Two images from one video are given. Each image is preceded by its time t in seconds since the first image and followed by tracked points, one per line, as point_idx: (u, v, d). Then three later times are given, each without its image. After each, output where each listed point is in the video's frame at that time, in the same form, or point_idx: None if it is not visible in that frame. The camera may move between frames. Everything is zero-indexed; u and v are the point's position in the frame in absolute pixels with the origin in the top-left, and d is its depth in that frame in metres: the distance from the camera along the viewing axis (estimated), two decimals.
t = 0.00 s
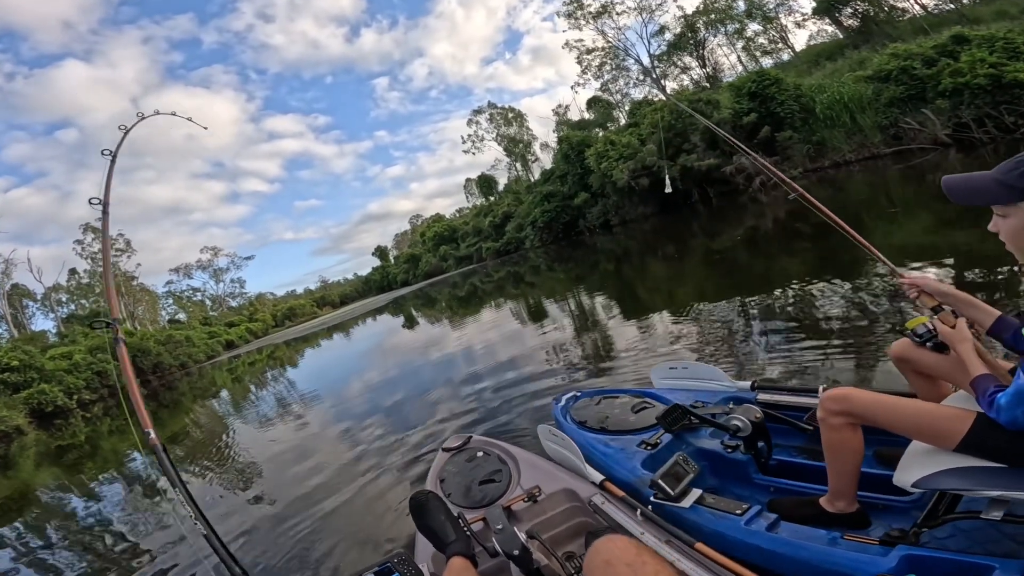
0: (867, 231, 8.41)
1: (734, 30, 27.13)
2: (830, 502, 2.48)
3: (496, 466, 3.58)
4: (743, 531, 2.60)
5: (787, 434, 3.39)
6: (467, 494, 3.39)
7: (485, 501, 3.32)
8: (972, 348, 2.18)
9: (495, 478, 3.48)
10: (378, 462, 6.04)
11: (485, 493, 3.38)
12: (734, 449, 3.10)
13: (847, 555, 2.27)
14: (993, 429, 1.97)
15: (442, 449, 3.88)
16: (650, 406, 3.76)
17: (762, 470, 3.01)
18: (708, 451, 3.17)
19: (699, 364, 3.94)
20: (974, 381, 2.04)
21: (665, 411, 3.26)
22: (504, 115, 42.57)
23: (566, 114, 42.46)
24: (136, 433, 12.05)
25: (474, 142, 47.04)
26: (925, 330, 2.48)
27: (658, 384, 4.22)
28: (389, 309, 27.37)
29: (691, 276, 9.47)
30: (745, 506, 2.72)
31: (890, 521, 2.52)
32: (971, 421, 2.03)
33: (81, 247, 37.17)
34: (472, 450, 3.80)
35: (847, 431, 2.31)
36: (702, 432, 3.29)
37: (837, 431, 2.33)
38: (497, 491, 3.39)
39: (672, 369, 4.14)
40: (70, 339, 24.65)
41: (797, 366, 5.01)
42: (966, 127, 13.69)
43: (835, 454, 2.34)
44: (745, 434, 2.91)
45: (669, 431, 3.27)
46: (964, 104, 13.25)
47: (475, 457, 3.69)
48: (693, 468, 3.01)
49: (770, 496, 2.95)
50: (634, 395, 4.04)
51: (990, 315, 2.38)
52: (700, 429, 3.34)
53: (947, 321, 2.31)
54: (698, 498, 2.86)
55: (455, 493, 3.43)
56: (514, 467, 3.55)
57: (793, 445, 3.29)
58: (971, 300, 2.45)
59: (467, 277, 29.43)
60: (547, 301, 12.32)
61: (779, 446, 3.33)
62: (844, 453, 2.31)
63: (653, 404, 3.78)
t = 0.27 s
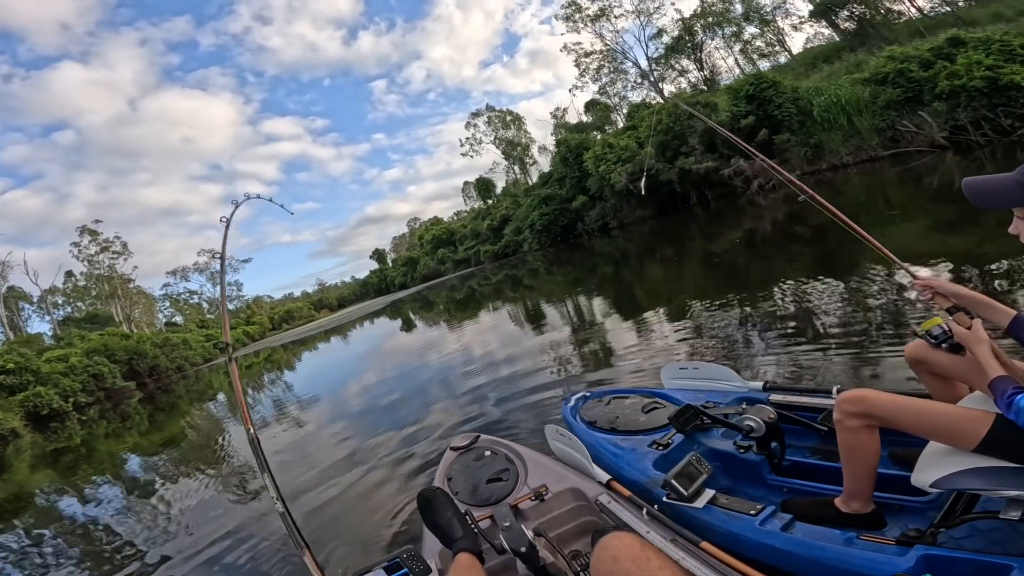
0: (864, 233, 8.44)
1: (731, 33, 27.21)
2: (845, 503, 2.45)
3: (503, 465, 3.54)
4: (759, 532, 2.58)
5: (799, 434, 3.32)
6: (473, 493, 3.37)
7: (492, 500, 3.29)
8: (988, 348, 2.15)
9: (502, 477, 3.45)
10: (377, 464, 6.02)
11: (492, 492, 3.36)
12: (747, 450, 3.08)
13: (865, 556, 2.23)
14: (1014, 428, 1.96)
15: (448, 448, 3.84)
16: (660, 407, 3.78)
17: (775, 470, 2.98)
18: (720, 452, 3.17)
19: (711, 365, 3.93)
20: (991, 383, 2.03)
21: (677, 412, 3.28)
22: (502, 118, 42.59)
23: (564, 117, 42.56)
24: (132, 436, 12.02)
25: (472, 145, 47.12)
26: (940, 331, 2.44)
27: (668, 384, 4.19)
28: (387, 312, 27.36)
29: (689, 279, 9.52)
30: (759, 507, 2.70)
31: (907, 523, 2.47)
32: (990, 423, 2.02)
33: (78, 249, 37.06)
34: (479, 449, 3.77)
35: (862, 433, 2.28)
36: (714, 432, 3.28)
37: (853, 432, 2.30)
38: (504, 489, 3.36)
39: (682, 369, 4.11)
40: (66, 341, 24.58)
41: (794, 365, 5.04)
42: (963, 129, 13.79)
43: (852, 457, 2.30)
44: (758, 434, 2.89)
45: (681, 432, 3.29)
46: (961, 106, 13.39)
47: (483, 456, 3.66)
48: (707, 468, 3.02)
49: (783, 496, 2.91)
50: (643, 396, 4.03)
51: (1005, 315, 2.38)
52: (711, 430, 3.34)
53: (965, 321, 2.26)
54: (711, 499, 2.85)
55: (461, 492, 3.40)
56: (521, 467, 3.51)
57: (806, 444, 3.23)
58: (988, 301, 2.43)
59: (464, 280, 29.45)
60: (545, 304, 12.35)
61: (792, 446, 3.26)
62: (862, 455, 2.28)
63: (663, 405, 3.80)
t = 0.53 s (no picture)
0: (862, 237, 8.45)
1: (728, 37, 27.27)
2: (858, 507, 2.43)
3: (505, 465, 3.52)
4: (769, 538, 2.53)
5: (809, 437, 3.27)
6: (474, 493, 3.35)
7: (493, 500, 3.28)
8: (1008, 352, 2.14)
9: (504, 477, 3.43)
10: (373, 468, 5.97)
11: (493, 491, 3.35)
12: (756, 454, 2.98)
13: (880, 563, 2.20)
14: None
15: (451, 447, 3.78)
16: (666, 409, 3.71)
17: (786, 474, 2.90)
18: (728, 456, 3.07)
19: (719, 366, 3.90)
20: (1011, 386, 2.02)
21: (684, 415, 3.17)
22: (500, 122, 42.62)
23: (562, 121, 42.64)
24: (127, 439, 11.96)
25: (470, 149, 47.19)
26: (960, 333, 2.34)
27: (676, 386, 4.18)
28: (385, 315, 27.34)
29: (687, 282, 9.53)
30: (770, 513, 2.65)
31: (922, 528, 2.43)
32: (1010, 427, 1.99)
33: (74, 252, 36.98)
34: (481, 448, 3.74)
35: (878, 438, 2.28)
36: (722, 436, 3.19)
37: (869, 438, 2.29)
38: (505, 490, 3.35)
39: (690, 371, 4.11)
40: (61, 344, 24.51)
41: (790, 369, 5.04)
42: (960, 133, 13.86)
43: (867, 463, 2.30)
44: (769, 438, 2.82)
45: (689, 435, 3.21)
46: (958, 110, 13.48)
47: (485, 455, 3.62)
48: (715, 472, 2.94)
49: (795, 502, 2.82)
50: (650, 398, 3.94)
51: None
52: (720, 433, 3.24)
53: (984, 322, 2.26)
54: (719, 505, 2.79)
55: (462, 491, 3.39)
56: (523, 466, 3.49)
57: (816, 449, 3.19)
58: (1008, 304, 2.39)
59: (462, 284, 29.45)
60: (543, 308, 12.35)
61: (802, 451, 3.21)
62: (878, 461, 2.28)
63: (670, 408, 3.73)
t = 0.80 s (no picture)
0: (859, 242, 8.49)
1: (727, 41, 27.36)
2: (871, 513, 2.40)
3: (508, 465, 3.52)
4: (781, 545, 2.48)
5: (820, 441, 3.25)
6: (476, 492, 3.34)
7: (496, 498, 3.27)
8: None
9: (506, 477, 3.43)
10: (371, 471, 5.95)
11: (496, 490, 3.34)
12: (767, 458, 2.98)
13: (893, 568, 2.16)
14: None
15: (454, 447, 3.78)
16: (675, 413, 3.68)
17: (796, 479, 2.90)
18: (737, 460, 3.07)
19: (730, 371, 3.80)
20: None
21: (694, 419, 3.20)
22: (499, 126, 42.69)
23: (560, 125, 42.74)
24: (122, 442, 11.91)
25: (468, 153, 47.25)
26: (977, 337, 2.33)
27: (683, 390, 4.07)
28: (382, 319, 27.30)
29: (685, 287, 9.55)
30: (781, 518, 2.61)
31: (938, 534, 2.40)
32: None
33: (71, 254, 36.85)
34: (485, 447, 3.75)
35: (894, 444, 2.24)
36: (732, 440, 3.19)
37: (885, 444, 2.25)
38: (507, 489, 3.34)
39: (698, 375, 4.00)
40: (56, 346, 24.40)
41: (788, 374, 5.04)
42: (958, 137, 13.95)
43: (883, 468, 2.26)
44: (779, 443, 2.82)
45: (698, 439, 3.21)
46: (955, 114, 13.54)
47: (487, 455, 3.62)
48: (726, 478, 2.87)
49: (806, 506, 2.80)
50: (657, 402, 3.89)
51: None
52: (729, 437, 3.25)
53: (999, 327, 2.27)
54: (729, 510, 2.74)
55: (465, 489, 3.39)
56: (526, 466, 3.49)
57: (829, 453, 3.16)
58: None
59: (460, 288, 29.44)
60: (541, 312, 12.36)
61: (813, 455, 3.19)
62: (894, 467, 2.24)
63: (678, 412, 3.71)
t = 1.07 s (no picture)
0: (858, 247, 8.49)
1: (726, 46, 27.41)
2: (889, 523, 2.32)
3: (513, 468, 3.52)
4: (797, 556, 2.42)
5: (837, 450, 3.14)
6: (481, 495, 3.34)
7: (500, 501, 3.27)
8: None
9: (512, 479, 3.42)
10: (366, 474, 5.91)
11: (501, 493, 3.33)
12: (781, 466, 2.88)
13: None
14: None
15: (461, 448, 3.85)
16: (686, 420, 3.61)
17: (812, 489, 2.78)
18: (750, 468, 2.98)
19: (743, 377, 3.74)
20: None
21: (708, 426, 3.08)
22: (498, 128, 42.73)
23: (560, 128, 42.82)
24: (114, 442, 11.85)
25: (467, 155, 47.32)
26: (1005, 345, 2.35)
27: (695, 396, 4.02)
28: (379, 321, 27.27)
29: (684, 291, 9.56)
30: (798, 529, 2.54)
31: (957, 544, 2.30)
32: None
33: (67, 253, 36.82)
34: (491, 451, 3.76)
35: (918, 455, 2.15)
36: (745, 448, 3.11)
37: (910, 455, 2.16)
38: (513, 492, 3.33)
39: (709, 381, 3.95)
40: (50, 345, 24.31)
41: (785, 382, 5.02)
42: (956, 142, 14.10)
43: (905, 478, 2.18)
44: (796, 452, 2.69)
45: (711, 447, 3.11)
46: (954, 119, 13.59)
47: (494, 457, 3.66)
48: (739, 487, 2.86)
49: (822, 515, 2.70)
50: (667, 407, 3.84)
51: None
52: (742, 445, 3.15)
53: None
54: (742, 520, 2.69)
55: (471, 493, 3.40)
56: (531, 469, 3.48)
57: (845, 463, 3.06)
58: None
59: (457, 291, 29.43)
60: (538, 315, 12.35)
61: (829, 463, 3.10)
62: (917, 477, 2.15)
63: (689, 418, 3.64)
